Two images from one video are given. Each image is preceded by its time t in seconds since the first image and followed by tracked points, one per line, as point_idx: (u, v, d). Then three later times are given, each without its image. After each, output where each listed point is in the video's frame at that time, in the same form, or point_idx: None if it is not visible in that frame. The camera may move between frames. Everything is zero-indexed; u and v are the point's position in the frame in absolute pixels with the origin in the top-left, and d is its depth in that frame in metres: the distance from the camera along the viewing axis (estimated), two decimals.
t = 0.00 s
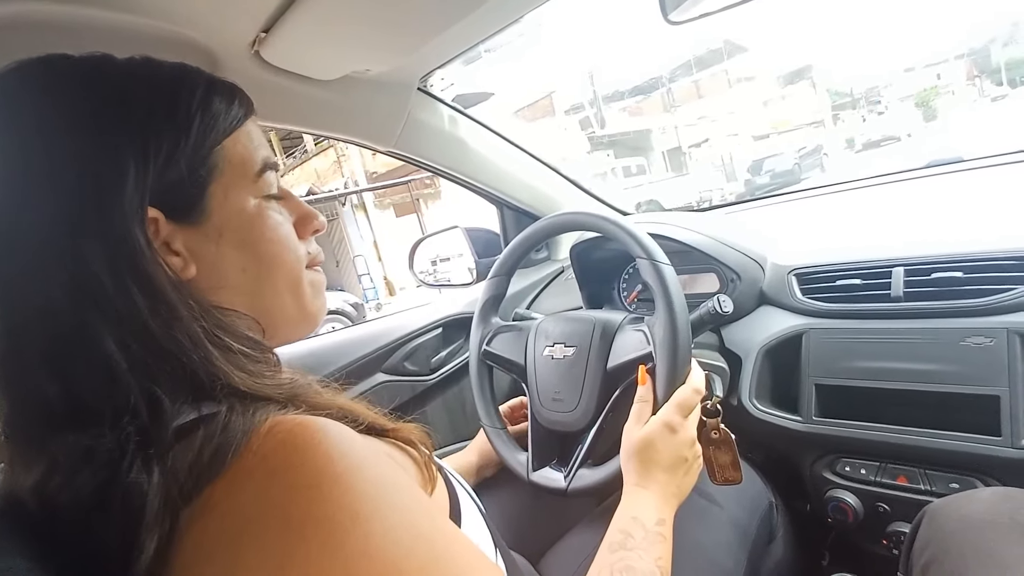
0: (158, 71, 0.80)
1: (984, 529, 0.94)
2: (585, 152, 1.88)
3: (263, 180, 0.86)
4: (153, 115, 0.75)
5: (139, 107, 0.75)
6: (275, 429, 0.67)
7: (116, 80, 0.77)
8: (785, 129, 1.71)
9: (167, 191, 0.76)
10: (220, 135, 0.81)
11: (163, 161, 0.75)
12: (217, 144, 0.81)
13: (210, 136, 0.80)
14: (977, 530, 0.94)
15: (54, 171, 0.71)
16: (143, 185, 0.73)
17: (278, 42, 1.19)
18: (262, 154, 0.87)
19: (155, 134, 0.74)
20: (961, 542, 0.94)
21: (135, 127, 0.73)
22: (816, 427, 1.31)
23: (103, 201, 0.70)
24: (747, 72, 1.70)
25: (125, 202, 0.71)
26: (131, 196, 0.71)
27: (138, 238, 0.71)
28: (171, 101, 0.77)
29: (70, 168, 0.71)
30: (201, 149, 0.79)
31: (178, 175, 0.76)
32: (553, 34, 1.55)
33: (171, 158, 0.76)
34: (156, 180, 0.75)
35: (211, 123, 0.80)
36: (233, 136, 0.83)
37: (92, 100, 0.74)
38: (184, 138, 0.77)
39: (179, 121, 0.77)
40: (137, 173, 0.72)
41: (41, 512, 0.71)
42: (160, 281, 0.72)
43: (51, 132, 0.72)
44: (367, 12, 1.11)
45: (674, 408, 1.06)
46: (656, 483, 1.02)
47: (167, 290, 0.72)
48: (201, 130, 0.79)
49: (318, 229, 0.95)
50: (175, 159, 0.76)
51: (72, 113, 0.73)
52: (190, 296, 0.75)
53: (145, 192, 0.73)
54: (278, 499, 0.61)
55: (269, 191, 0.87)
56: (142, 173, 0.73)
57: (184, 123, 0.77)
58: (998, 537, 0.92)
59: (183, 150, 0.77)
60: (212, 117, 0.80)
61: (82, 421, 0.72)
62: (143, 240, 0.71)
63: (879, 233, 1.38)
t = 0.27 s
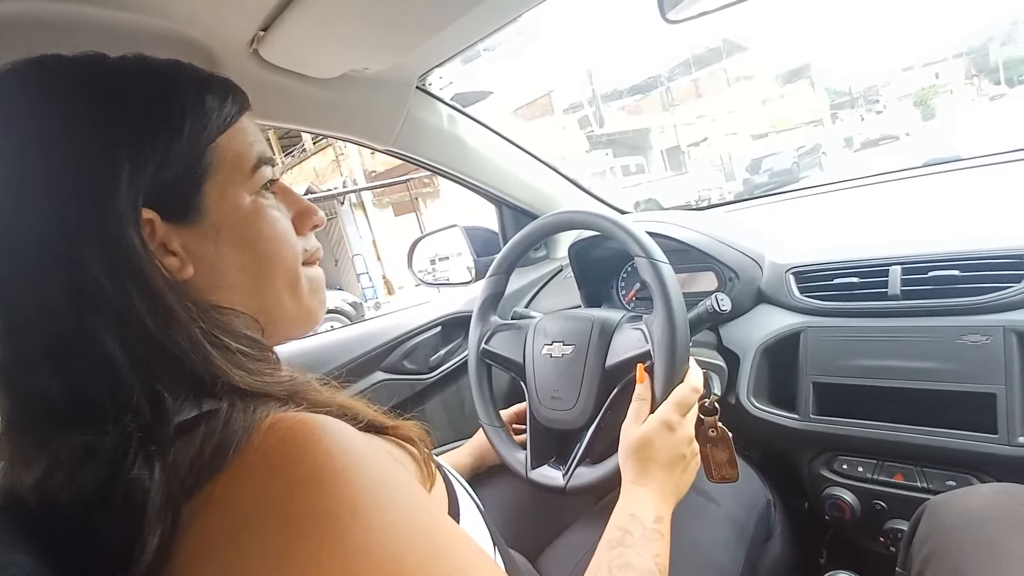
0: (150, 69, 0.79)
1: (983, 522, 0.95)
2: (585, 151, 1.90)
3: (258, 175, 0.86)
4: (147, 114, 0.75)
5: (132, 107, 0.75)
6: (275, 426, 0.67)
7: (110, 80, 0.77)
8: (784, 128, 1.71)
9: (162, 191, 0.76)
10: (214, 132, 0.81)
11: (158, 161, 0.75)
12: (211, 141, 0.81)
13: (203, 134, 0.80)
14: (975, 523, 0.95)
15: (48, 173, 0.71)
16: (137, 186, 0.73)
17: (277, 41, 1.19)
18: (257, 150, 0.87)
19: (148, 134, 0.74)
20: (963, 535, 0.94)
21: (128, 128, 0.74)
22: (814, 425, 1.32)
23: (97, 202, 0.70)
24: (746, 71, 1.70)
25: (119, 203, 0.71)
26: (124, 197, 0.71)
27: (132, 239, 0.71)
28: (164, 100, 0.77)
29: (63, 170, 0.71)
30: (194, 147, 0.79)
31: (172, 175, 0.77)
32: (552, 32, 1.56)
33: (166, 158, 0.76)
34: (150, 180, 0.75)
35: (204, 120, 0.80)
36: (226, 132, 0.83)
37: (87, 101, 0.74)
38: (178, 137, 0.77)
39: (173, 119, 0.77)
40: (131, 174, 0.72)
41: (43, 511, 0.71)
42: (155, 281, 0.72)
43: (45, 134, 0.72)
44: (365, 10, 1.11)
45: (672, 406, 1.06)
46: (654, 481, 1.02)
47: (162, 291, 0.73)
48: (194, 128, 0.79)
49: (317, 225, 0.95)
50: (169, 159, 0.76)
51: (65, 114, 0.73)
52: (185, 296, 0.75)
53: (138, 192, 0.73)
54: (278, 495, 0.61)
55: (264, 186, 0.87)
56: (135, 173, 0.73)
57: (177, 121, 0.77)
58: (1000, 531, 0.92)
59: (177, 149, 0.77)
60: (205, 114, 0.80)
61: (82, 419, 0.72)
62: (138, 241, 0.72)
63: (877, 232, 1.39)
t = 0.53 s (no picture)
0: (108, 74, 0.80)
1: (985, 519, 0.95)
2: (583, 150, 1.90)
3: (231, 171, 0.85)
4: (101, 119, 0.76)
5: (86, 114, 0.75)
6: (271, 424, 0.68)
7: (69, 88, 0.77)
8: (783, 128, 1.70)
9: (124, 196, 0.77)
10: (176, 129, 0.81)
11: (115, 167, 0.75)
12: (175, 140, 0.81)
13: (163, 133, 0.79)
14: (977, 520, 0.96)
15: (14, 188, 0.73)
16: (92, 193, 0.74)
17: (278, 40, 1.19)
18: (234, 143, 0.86)
19: (101, 141, 0.75)
20: (965, 531, 0.95)
21: (82, 137, 0.74)
22: (813, 424, 1.32)
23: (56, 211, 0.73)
24: (745, 70, 1.69)
25: (72, 212, 0.73)
26: (77, 206, 0.73)
27: (90, 247, 0.73)
28: (119, 103, 0.77)
29: (27, 186, 0.73)
30: (154, 148, 0.79)
31: (133, 178, 0.77)
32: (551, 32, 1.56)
33: (123, 164, 0.76)
34: (109, 185, 0.75)
35: (161, 121, 0.80)
36: (193, 129, 0.83)
37: (47, 111, 0.75)
38: (134, 140, 0.77)
39: (128, 123, 0.77)
40: (83, 182, 0.74)
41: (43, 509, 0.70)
42: (110, 290, 0.74)
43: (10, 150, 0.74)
44: (364, 9, 1.11)
45: (672, 405, 1.06)
46: (654, 480, 1.03)
47: (120, 298, 0.74)
48: (151, 130, 0.79)
49: (312, 218, 0.95)
50: (127, 163, 0.76)
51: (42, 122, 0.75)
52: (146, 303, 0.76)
53: (93, 199, 0.74)
54: (276, 493, 0.61)
55: (242, 181, 0.87)
56: (86, 182, 0.74)
57: (131, 123, 0.77)
58: (1002, 528, 0.93)
59: (134, 152, 0.77)
60: (161, 114, 0.80)
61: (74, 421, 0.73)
62: (95, 251, 0.73)
63: (876, 231, 1.39)
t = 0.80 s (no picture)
0: (129, 65, 0.80)
1: (985, 517, 0.96)
2: (582, 149, 1.90)
3: (246, 173, 0.85)
4: (116, 113, 0.76)
5: (101, 108, 0.75)
6: (273, 420, 0.67)
7: (86, 80, 0.77)
8: (783, 128, 1.71)
9: (135, 191, 0.76)
10: (192, 124, 0.81)
11: (126, 162, 0.75)
12: (190, 135, 0.80)
13: (179, 127, 0.79)
14: (977, 518, 0.96)
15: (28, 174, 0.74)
16: (103, 188, 0.74)
17: (278, 36, 1.19)
18: (248, 144, 0.86)
19: (117, 132, 0.75)
20: (964, 530, 0.95)
21: (98, 127, 0.74)
22: (811, 422, 1.33)
23: (65, 203, 0.73)
24: (745, 70, 1.70)
25: (83, 205, 0.73)
26: (88, 199, 0.73)
27: (102, 243, 0.74)
28: (136, 97, 0.77)
29: (42, 172, 0.74)
30: (170, 142, 0.78)
31: (146, 171, 0.77)
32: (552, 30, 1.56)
33: (134, 159, 0.76)
34: (123, 177, 0.75)
35: (178, 117, 0.79)
36: (208, 127, 0.82)
37: (61, 102, 0.75)
38: (148, 135, 0.77)
39: (143, 117, 0.77)
40: (94, 176, 0.74)
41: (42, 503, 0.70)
42: (120, 283, 0.75)
43: (27, 135, 0.74)
44: (365, 5, 1.11)
45: (671, 403, 1.07)
46: (654, 477, 1.03)
47: (126, 290, 0.75)
48: (166, 126, 0.78)
49: (319, 221, 0.94)
50: (139, 159, 0.76)
51: (59, 109, 0.75)
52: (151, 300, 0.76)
53: (104, 193, 0.74)
54: (277, 489, 0.61)
55: (256, 184, 0.86)
56: (100, 173, 0.74)
57: (147, 116, 0.77)
58: (1001, 526, 0.93)
59: (149, 144, 0.77)
60: (179, 110, 0.79)
61: (73, 414, 0.72)
62: (105, 245, 0.74)
63: (875, 231, 1.39)
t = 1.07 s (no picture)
0: (148, 61, 0.81)
1: (1004, 510, 0.96)
2: (582, 149, 1.91)
3: (257, 167, 0.86)
4: (136, 107, 0.77)
5: (121, 100, 0.76)
6: (278, 413, 0.68)
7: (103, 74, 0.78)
8: (783, 128, 1.71)
9: (153, 183, 0.77)
10: (210, 121, 0.82)
11: (145, 154, 0.76)
12: (206, 131, 0.81)
13: (197, 122, 0.80)
14: (996, 511, 0.96)
15: (44, 165, 0.74)
16: (124, 179, 0.75)
17: (280, 34, 1.19)
18: (259, 140, 0.87)
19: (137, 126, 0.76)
20: (983, 523, 0.95)
21: (118, 121, 0.75)
22: (811, 420, 1.33)
23: (83, 195, 0.73)
24: (746, 70, 1.70)
25: (103, 195, 0.73)
26: (109, 190, 0.74)
27: (119, 234, 0.74)
28: (155, 91, 0.78)
29: (60, 163, 0.74)
30: (187, 136, 0.79)
31: (163, 166, 0.78)
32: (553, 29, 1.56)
33: (153, 152, 0.77)
34: (141, 171, 0.76)
35: (197, 111, 0.80)
36: (223, 121, 0.83)
37: (78, 93, 0.76)
38: (167, 131, 0.78)
39: (163, 111, 0.78)
40: (116, 167, 0.74)
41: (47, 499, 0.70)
42: (139, 274, 0.74)
43: (44, 125, 0.74)
44: (367, 3, 1.11)
45: (671, 400, 1.07)
46: (654, 474, 1.03)
47: (145, 281, 0.75)
48: (186, 119, 0.79)
49: (324, 216, 0.95)
50: (158, 152, 0.77)
51: (79, 102, 0.75)
52: (167, 292, 0.76)
53: (125, 185, 0.75)
54: (282, 481, 0.62)
55: (265, 178, 0.87)
56: (120, 166, 0.75)
57: (166, 111, 0.78)
58: (1016, 519, 0.93)
59: (168, 139, 0.78)
60: (198, 104, 0.80)
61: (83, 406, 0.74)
62: (123, 237, 0.74)
63: (875, 229, 1.39)
